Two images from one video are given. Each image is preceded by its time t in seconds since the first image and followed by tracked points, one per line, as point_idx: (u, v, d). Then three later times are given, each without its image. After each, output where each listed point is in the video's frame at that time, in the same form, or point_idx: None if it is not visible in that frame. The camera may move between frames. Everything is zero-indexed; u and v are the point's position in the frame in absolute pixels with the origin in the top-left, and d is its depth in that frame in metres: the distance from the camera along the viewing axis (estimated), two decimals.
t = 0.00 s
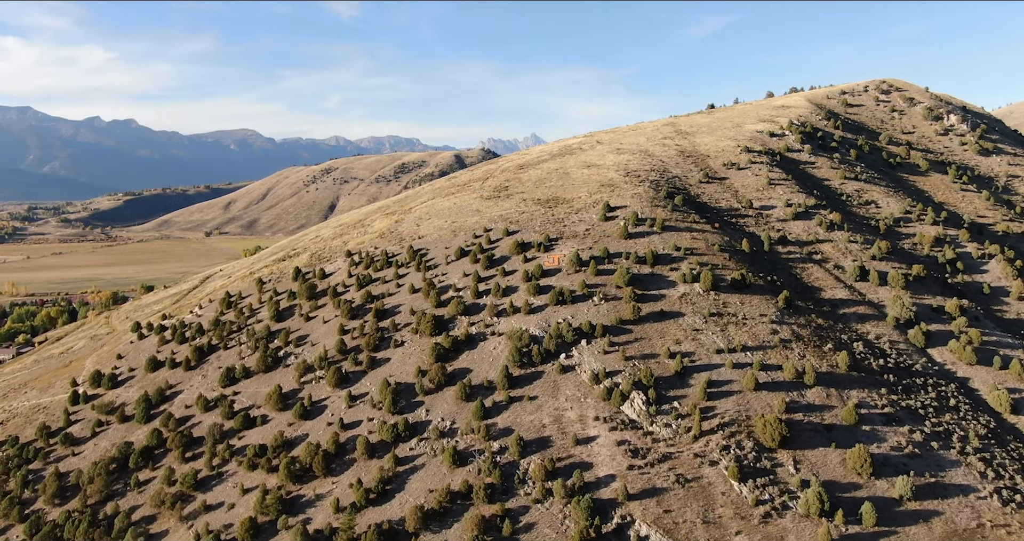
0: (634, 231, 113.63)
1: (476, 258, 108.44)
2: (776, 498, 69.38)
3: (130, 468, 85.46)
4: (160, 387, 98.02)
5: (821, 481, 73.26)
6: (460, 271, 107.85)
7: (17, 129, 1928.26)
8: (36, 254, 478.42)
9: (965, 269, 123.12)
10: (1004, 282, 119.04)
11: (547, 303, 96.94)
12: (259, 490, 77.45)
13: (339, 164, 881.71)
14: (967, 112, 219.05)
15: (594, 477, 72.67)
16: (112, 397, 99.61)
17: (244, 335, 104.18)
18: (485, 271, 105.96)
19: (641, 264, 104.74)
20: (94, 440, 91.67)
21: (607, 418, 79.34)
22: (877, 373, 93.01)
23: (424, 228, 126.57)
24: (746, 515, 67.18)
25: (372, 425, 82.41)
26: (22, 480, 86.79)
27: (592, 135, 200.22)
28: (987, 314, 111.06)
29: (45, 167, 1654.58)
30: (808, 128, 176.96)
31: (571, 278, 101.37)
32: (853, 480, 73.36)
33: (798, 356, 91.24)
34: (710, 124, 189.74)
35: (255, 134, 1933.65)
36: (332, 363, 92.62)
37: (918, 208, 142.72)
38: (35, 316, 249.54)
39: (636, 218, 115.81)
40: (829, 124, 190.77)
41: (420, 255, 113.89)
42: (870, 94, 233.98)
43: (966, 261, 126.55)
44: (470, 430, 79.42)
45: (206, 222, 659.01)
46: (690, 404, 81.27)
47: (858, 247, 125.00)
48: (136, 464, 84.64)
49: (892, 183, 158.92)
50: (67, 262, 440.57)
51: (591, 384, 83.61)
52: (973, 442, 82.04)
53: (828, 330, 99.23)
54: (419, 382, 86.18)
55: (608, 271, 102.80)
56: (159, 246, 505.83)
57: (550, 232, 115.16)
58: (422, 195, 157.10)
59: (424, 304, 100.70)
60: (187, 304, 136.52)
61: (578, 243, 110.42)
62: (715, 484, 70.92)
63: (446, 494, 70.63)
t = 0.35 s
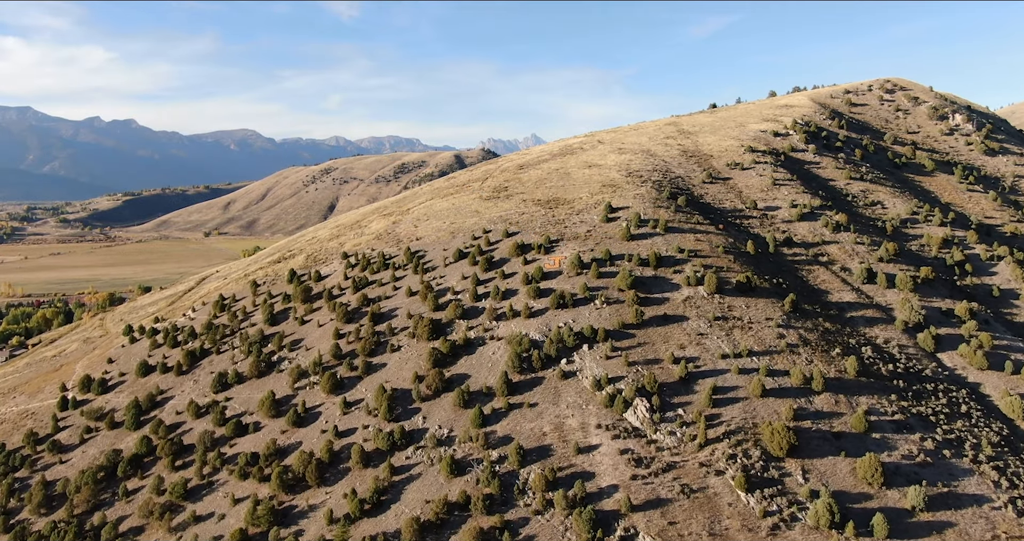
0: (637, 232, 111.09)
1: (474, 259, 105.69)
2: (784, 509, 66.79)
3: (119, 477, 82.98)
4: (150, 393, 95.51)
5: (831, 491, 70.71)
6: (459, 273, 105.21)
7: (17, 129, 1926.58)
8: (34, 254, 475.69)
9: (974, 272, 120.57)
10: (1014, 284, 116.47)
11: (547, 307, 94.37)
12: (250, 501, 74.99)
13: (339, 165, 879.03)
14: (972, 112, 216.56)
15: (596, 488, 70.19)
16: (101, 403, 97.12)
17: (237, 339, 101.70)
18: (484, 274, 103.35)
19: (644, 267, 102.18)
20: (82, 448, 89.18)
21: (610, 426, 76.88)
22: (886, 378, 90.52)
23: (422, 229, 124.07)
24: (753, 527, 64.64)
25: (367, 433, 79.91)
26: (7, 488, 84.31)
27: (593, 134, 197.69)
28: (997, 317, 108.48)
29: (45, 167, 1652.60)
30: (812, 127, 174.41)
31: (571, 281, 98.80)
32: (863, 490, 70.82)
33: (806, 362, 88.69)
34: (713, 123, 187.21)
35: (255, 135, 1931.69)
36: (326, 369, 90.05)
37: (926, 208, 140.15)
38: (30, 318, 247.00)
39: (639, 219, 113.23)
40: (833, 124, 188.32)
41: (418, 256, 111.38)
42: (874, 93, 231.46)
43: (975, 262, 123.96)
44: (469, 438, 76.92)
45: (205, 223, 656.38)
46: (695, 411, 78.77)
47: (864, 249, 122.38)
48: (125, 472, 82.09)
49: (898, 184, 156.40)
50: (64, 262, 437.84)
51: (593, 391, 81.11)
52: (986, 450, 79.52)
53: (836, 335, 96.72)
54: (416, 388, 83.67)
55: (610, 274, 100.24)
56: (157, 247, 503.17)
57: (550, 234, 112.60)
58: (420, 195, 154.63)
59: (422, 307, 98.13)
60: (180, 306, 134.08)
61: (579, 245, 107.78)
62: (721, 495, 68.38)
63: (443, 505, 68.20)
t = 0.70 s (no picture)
0: (639, 234, 108.75)
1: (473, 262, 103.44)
2: (793, 521, 64.32)
3: (107, 485, 80.63)
4: (141, 398, 93.17)
5: (841, 502, 68.26)
6: (457, 276, 102.91)
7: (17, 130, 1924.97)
8: (31, 254, 473.11)
9: (983, 274, 118.15)
10: None
11: (548, 310, 91.98)
12: (241, 511, 72.65)
13: (338, 165, 876.81)
14: (977, 112, 214.26)
15: (598, 498, 67.85)
16: (91, 409, 94.80)
17: (230, 343, 99.36)
18: (484, 277, 101.03)
19: (647, 269, 99.88)
20: (71, 455, 86.86)
21: (612, 434, 74.53)
22: (896, 384, 88.14)
23: (420, 231, 121.76)
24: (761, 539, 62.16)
25: (362, 441, 77.58)
26: None
27: (594, 134, 195.39)
28: (1008, 320, 106.04)
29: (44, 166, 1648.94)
30: (816, 127, 172.12)
31: (572, 284, 96.49)
32: (874, 500, 68.42)
33: (813, 367, 86.33)
34: (715, 122, 184.93)
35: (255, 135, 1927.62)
36: (321, 374, 87.79)
37: (932, 209, 137.85)
38: (26, 320, 244.50)
39: (641, 221, 110.91)
40: (837, 124, 186.11)
41: (415, 258, 109.08)
42: (878, 93, 229.23)
43: (984, 265, 121.64)
44: (467, 447, 74.56)
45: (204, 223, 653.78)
46: (700, 418, 76.46)
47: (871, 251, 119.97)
48: (113, 481, 79.74)
49: (904, 184, 154.06)
50: (62, 263, 435.28)
51: (595, 397, 78.80)
52: (999, 458, 77.12)
53: (843, 339, 94.41)
54: (413, 395, 81.35)
55: (612, 276, 97.92)
56: (155, 248, 500.77)
57: (551, 235, 110.24)
58: (419, 196, 152.37)
59: (419, 311, 95.77)
60: (175, 309, 131.76)
61: (580, 247, 105.48)
62: (728, 505, 65.93)
63: (440, 517, 65.83)
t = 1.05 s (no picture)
0: (642, 235, 105.97)
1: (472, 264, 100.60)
2: (803, 534, 61.69)
3: (93, 496, 77.97)
4: (130, 405, 90.57)
5: (852, 514, 65.62)
6: (455, 278, 100.16)
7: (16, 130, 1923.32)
8: (29, 255, 470.64)
9: (993, 276, 115.46)
10: None
11: (549, 314, 89.30)
12: (230, 523, 70.02)
13: (338, 165, 874.36)
14: (983, 112, 211.77)
15: (600, 510, 65.20)
16: (79, 415, 92.20)
17: (223, 348, 96.76)
18: (482, 280, 98.30)
19: (650, 272, 97.10)
20: (57, 464, 84.27)
21: (615, 443, 72.04)
22: (906, 390, 85.43)
23: (418, 232, 119.21)
24: None
25: (357, 450, 74.98)
26: None
27: (596, 134, 192.89)
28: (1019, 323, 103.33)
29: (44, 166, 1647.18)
30: (821, 127, 169.39)
31: (573, 287, 93.77)
32: (886, 513, 65.79)
33: (822, 374, 83.74)
34: (718, 122, 182.33)
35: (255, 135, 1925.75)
36: (315, 381, 85.21)
37: (940, 210, 135.26)
38: (21, 322, 241.95)
39: (644, 222, 108.09)
40: (842, 123, 183.61)
41: (412, 260, 106.34)
42: (882, 92, 226.60)
43: (993, 267, 119.01)
44: (465, 457, 71.94)
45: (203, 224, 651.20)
46: (706, 427, 73.92)
47: (879, 252, 117.32)
48: (99, 491, 77.20)
49: (910, 185, 151.49)
50: (59, 263, 432.81)
51: (597, 405, 76.27)
52: (1014, 467, 74.47)
53: (852, 344, 91.79)
54: (409, 402, 78.79)
55: (614, 279, 95.16)
56: (154, 248, 498.19)
57: (551, 237, 107.59)
58: (417, 196, 149.81)
59: (416, 315, 93.13)
60: (168, 312, 129.18)
61: (581, 249, 102.67)
62: (735, 518, 63.27)
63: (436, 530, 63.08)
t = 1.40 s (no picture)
0: (677, 209, 79.88)
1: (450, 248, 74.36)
2: None
3: None
4: None
5: None
6: (427, 267, 74.22)
7: None
8: None
9: None
10: None
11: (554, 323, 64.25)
12: None
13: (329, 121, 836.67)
14: None
15: None
16: None
17: (117, 362, 72.25)
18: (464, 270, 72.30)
19: (690, 262, 71.51)
20: None
21: (652, 526, 47.80)
22: None
23: (385, 203, 93.17)
24: None
25: (273, 532, 50.91)
26: None
27: (606, 82, 164.54)
28: None
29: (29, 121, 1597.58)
30: (878, 74, 141.54)
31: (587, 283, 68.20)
32: None
33: (938, 410, 59.39)
34: (752, 68, 153.96)
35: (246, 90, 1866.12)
36: (225, 419, 60.66)
37: None
38: None
39: (679, 191, 81.62)
40: (897, 70, 155.41)
41: (373, 242, 79.81)
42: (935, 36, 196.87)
43: None
44: None
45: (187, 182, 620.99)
46: (786, 501, 49.68)
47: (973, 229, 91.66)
48: None
49: (990, 143, 124.73)
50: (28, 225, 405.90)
51: (625, 465, 52.11)
52: None
53: (966, 361, 67.13)
54: (354, 457, 54.54)
55: (642, 271, 69.55)
56: (131, 209, 470.42)
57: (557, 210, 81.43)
58: (391, 155, 122.94)
59: (372, 320, 68.07)
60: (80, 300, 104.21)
61: (597, 228, 76.58)
62: None
63: None
